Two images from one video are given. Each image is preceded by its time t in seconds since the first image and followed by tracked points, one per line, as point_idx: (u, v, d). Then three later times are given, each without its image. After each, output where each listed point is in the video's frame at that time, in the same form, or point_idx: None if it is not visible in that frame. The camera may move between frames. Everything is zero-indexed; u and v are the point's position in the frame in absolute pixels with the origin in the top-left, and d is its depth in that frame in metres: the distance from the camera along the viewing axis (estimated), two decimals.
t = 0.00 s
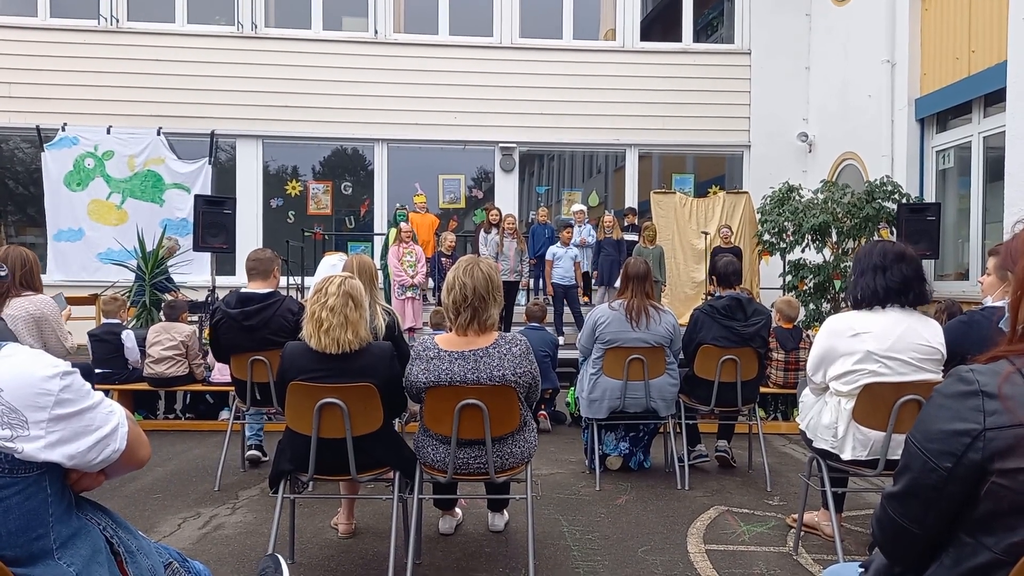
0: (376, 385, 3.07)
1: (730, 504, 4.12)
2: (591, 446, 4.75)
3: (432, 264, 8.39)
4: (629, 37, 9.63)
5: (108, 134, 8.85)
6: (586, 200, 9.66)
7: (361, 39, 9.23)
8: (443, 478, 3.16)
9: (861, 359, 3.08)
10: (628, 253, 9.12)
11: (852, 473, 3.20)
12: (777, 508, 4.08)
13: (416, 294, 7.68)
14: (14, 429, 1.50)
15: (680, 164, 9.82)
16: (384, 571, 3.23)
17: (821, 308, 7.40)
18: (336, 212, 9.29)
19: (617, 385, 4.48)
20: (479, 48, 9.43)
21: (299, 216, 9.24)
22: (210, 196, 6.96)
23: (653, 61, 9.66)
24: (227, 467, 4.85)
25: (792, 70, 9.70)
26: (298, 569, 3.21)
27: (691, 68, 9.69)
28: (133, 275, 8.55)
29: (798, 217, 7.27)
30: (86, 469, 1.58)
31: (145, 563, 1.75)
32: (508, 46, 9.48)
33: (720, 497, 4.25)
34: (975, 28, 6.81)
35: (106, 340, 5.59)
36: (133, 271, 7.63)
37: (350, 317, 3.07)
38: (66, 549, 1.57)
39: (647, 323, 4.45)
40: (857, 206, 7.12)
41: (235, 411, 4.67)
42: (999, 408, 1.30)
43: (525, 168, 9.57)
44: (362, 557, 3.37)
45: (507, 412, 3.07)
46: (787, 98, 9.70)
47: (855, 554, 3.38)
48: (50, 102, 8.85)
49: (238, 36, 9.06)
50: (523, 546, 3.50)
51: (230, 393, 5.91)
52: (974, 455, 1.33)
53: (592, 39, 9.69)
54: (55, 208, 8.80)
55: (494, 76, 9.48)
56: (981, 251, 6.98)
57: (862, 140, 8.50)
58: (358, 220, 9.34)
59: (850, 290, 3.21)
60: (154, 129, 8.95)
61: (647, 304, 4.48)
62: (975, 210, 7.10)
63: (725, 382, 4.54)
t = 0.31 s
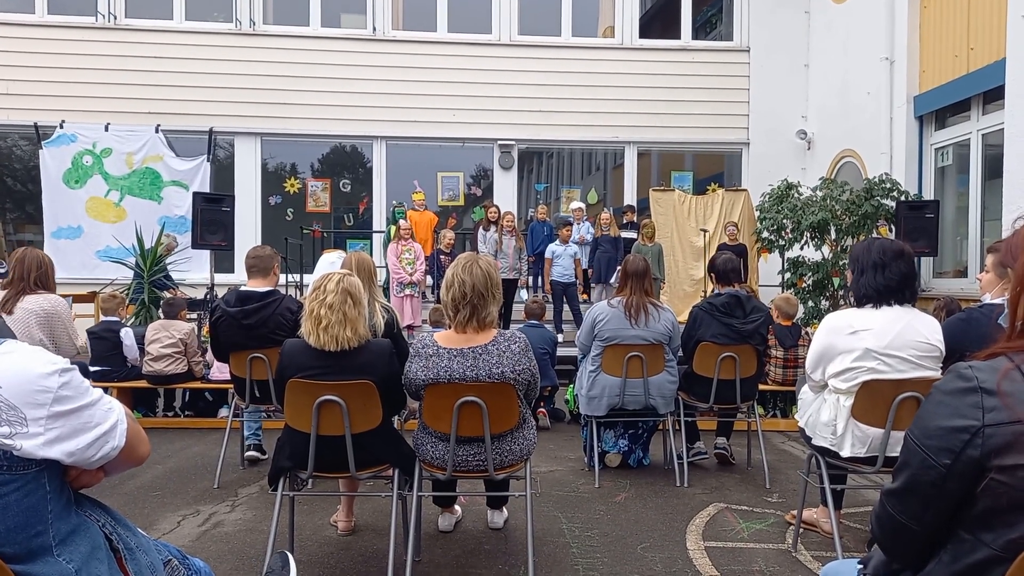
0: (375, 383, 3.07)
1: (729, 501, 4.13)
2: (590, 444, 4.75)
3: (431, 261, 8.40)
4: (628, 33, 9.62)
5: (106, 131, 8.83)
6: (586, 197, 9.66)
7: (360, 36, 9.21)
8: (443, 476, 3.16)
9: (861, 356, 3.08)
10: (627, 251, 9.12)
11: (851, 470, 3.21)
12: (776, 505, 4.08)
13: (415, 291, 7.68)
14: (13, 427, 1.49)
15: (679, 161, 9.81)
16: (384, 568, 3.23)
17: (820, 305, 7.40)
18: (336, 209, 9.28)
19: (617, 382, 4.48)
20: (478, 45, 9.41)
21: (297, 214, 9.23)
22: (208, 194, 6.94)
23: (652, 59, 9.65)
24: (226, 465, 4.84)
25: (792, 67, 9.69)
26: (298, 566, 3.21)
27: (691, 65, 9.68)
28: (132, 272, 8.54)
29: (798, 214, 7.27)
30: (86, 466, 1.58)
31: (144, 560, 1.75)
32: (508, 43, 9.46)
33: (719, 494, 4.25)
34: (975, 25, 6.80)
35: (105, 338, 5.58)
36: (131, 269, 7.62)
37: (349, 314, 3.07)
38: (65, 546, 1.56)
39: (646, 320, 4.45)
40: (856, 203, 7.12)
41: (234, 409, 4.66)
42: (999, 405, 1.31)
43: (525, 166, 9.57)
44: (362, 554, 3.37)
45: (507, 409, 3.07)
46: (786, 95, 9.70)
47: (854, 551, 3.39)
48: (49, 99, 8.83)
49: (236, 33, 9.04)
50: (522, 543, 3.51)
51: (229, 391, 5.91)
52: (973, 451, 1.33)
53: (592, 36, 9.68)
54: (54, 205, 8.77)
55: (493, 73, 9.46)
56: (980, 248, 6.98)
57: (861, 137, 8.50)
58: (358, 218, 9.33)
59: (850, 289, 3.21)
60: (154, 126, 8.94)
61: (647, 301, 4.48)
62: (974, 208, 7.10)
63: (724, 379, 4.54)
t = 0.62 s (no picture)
0: (375, 382, 3.07)
1: (729, 500, 4.13)
2: (590, 443, 4.75)
3: (432, 261, 8.40)
4: (628, 32, 9.61)
5: (106, 130, 8.82)
6: (586, 196, 9.66)
7: (360, 36, 9.20)
8: (443, 475, 3.16)
9: (860, 356, 3.08)
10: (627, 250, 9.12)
11: (851, 469, 3.21)
12: (776, 504, 4.08)
13: (415, 291, 7.69)
14: (13, 426, 1.49)
15: (679, 161, 9.81)
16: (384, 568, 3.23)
17: (820, 304, 7.40)
18: (335, 209, 9.28)
19: (617, 382, 4.47)
20: (478, 44, 9.41)
21: (297, 213, 9.23)
22: (208, 193, 6.94)
23: (652, 58, 9.65)
24: (226, 465, 4.85)
25: (792, 67, 9.69)
26: (298, 565, 3.21)
27: (690, 65, 9.68)
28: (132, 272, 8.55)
29: (798, 213, 7.28)
30: (86, 464, 1.58)
31: (144, 559, 1.75)
32: (507, 42, 9.46)
33: (720, 493, 4.26)
34: (975, 24, 6.80)
35: (105, 337, 5.58)
36: (131, 268, 7.62)
37: (349, 314, 3.07)
38: (65, 544, 1.57)
39: (646, 320, 4.45)
40: (856, 203, 7.12)
41: (234, 408, 4.66)
42: (998, 403, 1.31)
43: (525, 165, 9.57)
44: (362, 553, 3.37)
45: (507, 408, 3.07)
46: (786, 95, 9.70)
47: (854, 550, 3.39)
48: (49, 98, 8.83)
49: (236, 33, 9.04)
50: (523, 543, 3.51)
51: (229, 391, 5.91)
52: (973, 450, 1.33)
53: (591, 35, 9.68)
54: (53, 205, 8.77)
55: (493, 73, 9.46)
56: (980, 247, 6.98)
57: (861, 136, 8.49)
58: (358, 217, 9.34)
59: (849, 288, 3.20)
60: (154, 125, 8.94)
61: (646, 300, 4.48)
62: (974, 207, 7.10)
63: (724, 378, 4.54)
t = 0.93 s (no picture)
0: (376, 381, 3.07)
1: (730, 500, 4.13)
2: (591, 443, 4.74)
3: (432, 260, 8.40)
4: (629, 32, 9.61)
5: (107, 130, 8.83)
6: (587, 196, 9.66)
7: (361, 35, 9.21)
8: (443, 475, 3.16)
9: (861, 356, 3.08)
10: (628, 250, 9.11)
11: (851, 469, 3.20)
12: (777, 504, 4.08)
13: (416, 290, 7.69)
14: (15, 423, 1.49)
15: (680, 160, 9.80)
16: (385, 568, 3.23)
17: (822, 304, 7.39)
18: (336, 208, 9.28)
19: (618, 381, 4.47)
20: (479, 43, 9.41)
21: (298, 213, 9.24)
22: (209, 192, 6.94)
23: (653, 58, 9.64)
24: (227, 464, 4.85)
25: (793, 66, 9.68)
26: (299, 565, 3.21)
27: (691, 64, 9.67)
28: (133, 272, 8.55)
29: (799, 213, 7.28)
30: (87, 461, 1.58)
31: (145, 557, 1.76)
32: (508, 41, 9.46)
33: (720, 493, 4.25)
34: (976, 23, 6.79)
35: (106, 336, 5.59)
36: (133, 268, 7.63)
37: (350, 314, 3.07)
38: (67, 541, 1.57)
39: (647, 320, 4.45)
40: (857, 202, 7.11)
41: (235, 408, 4.66)
42: (1000, 403, 1.30)
43: (525, 165, 9.56)
44: (362, 553, 3.37)
45: (508, 408, 3.07)
46: (788, 94, 9.69)
47: (855, 550, 3.38)
48: (50, 98, 8.85)
49: (237, 32, 9.05)
50: (523, 543, 3.51)
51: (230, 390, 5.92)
52: (974, 449, 1.33)
53: (592, 34, 9.67)
54: (55, 204, 8.78)
55: (494, 72, 9.46)
56: (982, 247, 6.97)
57: (862, 136, 8.48)
58: (359, 217, 9.34)
59: (849, 288, 3.21)
60: (155, 125, 8.95)
61: (648, 300, 4.48)
62: (975, 207, 7.09)
63: (725, 378, 4.54)
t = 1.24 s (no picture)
0: (377, 384, 3.07)
1: (731, 502, 4.13)
2: (591, 445, 4.74)
3: (433, 262, 8.40)
4: (629, 34, 9.62)
5: (108, 132, 8.84)
6: (587, 198, 9.66)
7: (361, 38, 9.22)
8: (444, 477, 3.16)
9: (862, 358, 3.08)
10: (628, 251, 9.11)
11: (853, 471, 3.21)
12: (777, 506, 4.08)
13: (416, 292, 7.69)
14: (15, 427, 1.49)
15: (680, 162, 9.82)
16: (386, 570, 3.23)
17: (822, 306, 7.40)
18: (337, 211, 9.28)
19: (618, 383, 4.47)
20: (479, 46, 9.42)
21: (299, 215, 9.23)
22: (210, 195, 6.95)
23: (653, 60, 9.65)
24: (228, 466, 4.85)
25: (793, 68, 9.69)
26: (301, 567, 3.21)
27: (691, 66, 9.68)
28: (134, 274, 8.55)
29: (799, 215, 7.28)
30: (88, 465, 1.58)
31: (146, 560, 1.75)
32: (508, 44, 9.47)
33: (721, 495, 4.25)
34: (977, 25, 6.80)
35: (107, 339, 5.58)
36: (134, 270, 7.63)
37: (351, 316, 3.07)
38: (68, 544, 1.57)
39: (647, 322, 4.44)
40: (857, 204, 7.11)
41: (235, 410, 4.66)
42: (992, 404, 1.35)
43: (526, 167, 9.56)
44: (363, 555, 3.37)
45: (508, 410, 3.07)
46: (788, 96, 9.69)
47: (856, 552, 3.38)
48: (51, 101, 8.85)
49: (237, 35, 9.05)
50: (524, 545, 3.51)
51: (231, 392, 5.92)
52: (962, 443, 1.38)
53: (592, 37, 9.68)
54: (56, 207, 8.78)
55: (494, 75, 9.47)
56: (982, 249, 6.97)
57: (863, 138, 8.48)
58: (359, 219, 9.34)
59: (850, 290, 3.22)
60: (155, 127, 8.95)
61: (648, 302, 4.48)
62: (976, 208, 7.09)
63: (725, 380, 4.54)
